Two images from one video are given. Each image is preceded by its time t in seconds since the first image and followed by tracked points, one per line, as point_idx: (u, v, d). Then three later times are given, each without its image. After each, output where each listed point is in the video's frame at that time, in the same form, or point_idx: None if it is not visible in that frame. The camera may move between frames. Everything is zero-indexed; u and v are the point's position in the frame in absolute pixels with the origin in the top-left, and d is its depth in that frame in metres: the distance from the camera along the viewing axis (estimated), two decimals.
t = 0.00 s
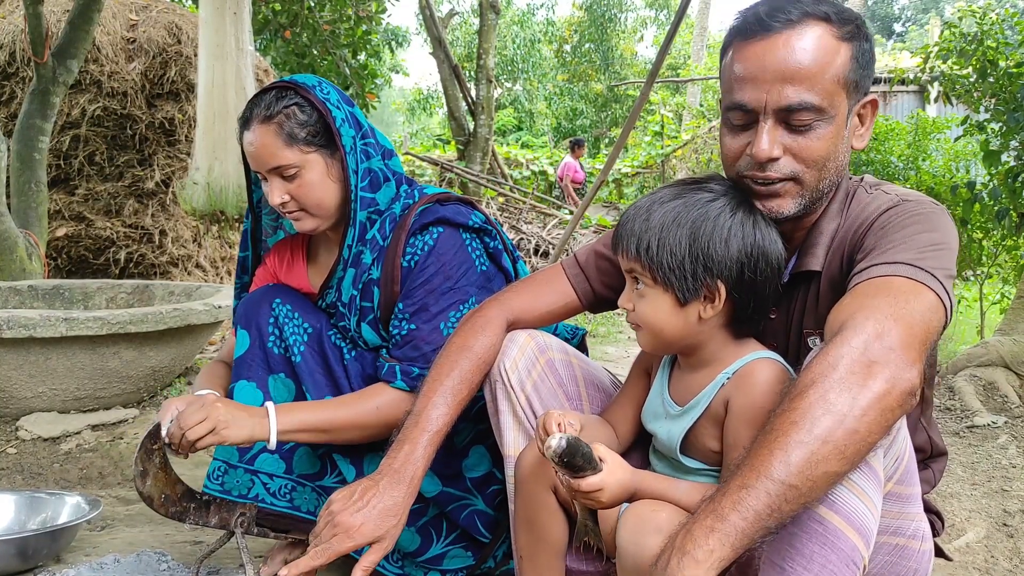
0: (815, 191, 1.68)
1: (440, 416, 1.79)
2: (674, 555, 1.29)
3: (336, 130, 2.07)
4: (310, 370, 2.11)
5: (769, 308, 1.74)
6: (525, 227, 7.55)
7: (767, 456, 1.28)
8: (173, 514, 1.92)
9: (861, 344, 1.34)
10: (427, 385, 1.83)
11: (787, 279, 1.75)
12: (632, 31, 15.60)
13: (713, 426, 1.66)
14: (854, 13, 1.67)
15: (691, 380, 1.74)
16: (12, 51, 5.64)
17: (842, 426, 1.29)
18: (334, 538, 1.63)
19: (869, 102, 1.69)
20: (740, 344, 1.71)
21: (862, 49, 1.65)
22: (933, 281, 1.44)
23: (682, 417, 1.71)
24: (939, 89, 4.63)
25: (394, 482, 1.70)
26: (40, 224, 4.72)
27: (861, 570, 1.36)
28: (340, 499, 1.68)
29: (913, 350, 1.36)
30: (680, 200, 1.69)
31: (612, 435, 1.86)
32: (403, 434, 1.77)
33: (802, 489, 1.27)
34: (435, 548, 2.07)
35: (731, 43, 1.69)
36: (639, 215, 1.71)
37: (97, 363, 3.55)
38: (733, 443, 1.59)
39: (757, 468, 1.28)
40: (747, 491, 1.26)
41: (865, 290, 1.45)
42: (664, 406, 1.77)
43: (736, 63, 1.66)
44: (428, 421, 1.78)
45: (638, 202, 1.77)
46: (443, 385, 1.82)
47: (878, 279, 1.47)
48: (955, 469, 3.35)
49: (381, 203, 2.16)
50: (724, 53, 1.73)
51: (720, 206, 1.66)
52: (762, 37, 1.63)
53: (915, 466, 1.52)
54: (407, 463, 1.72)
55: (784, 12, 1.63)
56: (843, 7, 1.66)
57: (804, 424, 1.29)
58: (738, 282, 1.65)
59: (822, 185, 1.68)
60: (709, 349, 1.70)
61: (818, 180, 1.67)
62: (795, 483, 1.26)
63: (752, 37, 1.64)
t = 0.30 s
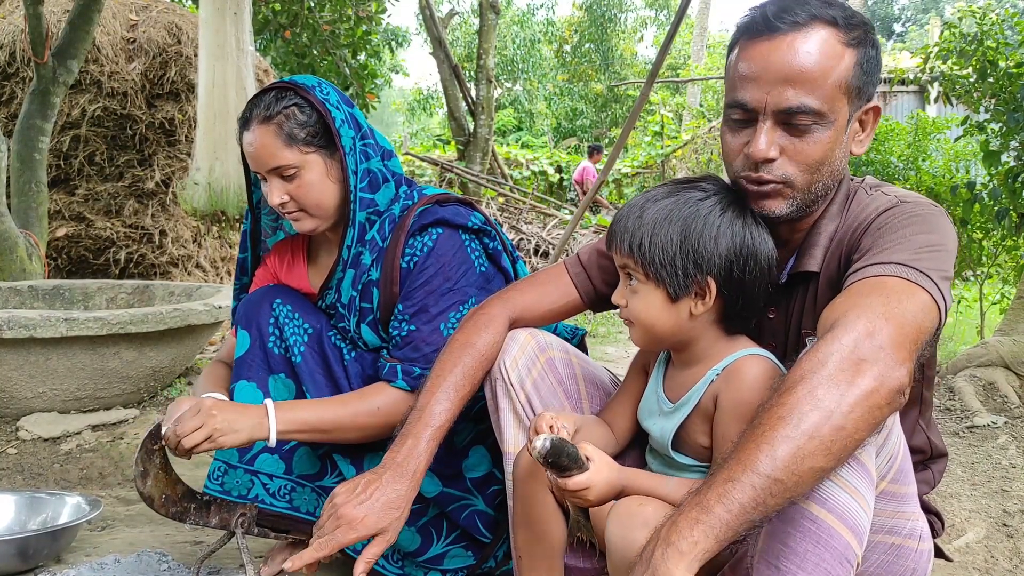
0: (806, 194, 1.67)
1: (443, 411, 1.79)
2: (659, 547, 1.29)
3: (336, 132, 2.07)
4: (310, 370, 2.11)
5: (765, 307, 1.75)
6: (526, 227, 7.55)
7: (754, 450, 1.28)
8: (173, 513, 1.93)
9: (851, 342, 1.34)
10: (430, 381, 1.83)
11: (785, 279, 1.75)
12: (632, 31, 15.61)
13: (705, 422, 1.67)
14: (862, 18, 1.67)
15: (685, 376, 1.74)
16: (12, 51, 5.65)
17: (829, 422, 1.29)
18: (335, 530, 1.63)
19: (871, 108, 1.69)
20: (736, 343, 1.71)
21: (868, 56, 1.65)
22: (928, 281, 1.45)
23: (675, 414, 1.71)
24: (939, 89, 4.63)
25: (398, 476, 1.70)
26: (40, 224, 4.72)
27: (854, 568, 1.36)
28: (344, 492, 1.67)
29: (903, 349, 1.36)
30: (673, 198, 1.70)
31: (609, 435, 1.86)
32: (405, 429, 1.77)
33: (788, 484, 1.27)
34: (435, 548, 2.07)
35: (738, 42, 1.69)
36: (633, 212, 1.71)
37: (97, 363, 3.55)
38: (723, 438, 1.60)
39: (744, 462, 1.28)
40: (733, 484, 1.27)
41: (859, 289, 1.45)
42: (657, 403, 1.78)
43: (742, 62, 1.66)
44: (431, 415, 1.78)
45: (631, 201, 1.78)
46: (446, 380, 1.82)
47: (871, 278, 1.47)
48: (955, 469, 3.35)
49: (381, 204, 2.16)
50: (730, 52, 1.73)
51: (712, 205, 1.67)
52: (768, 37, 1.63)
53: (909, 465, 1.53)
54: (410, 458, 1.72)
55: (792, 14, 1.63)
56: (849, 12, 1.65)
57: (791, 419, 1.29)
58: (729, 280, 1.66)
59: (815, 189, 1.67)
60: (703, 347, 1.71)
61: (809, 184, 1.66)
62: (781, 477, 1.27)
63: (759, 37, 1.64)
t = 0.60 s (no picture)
0: (817, 189, 1.67)
1: (441, 408, 1.79)
2: (657, 547, 1.29)
3: (337, 131, 2.08)
4: (312, 371, 2.11)
5: (766, 308, 1.75)
6: (526, 227, 7.55)
7: (752, 449, 1.28)
8: (174, 514, 1.93)
9: (848, 341, 1.34)
10: (427, 380, 1.84)
11: (785, 279, 1.75)
12: (632, 31, 15.63)
13: (707, 422, 1.67)
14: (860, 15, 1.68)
15: (688, 377, 1.74)
16: (12, 51, 5.65)
17: (827, 421, 1.29)
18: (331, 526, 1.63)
19: (868, 106, 1.70)
20: (735, 344, 1.71)
21: (869, 53, 1.66)
22: (923, 280, 1.45)
23: (678, 415, 1.71)
24: (939, 89, 4.63)
25: (394, 472, 1.70)
26: (40, 224, 4.72)
27: (852, 568, 1.36)
28: (339, 488, 1.69)
29: (901, 348, 1.36)
30: (681, 196, 1.71)
31: (610, 435, 1.85)
32: (404, 426, 1.78)
33: (786, 483, 1.27)
34: (436, 547, 2.07)
35: (739, 41, 1.68)
36: (641, 209, 1.72)
37: (97, 364, 3.55)
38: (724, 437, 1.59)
39: (742, 461, 1.28)
40: (731, 484, 1.27)
41: (856, 289, 1.45)
42: (661, 404, 1.78)
43: (746, 60, 1.65)
44: (428, 413, 1.78)
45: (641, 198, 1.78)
46: (444, 378, 1.83)
47: (868, 278, 1.47)
48: (955, 469, 3.35)
49: (381, 204, 2.16)
50: (729, 53, 1.72)
51: (719, 204, 1.67)
52: (775, 33, 1.62)
53: (907, 464, 1.53)
54: (406, 454, 1.72)
55: (797, 10, 1.63)
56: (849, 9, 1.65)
57: (788, 419, 1.29)
58: (734, 279, 1.66)
59: (824, 184, 1.68)
60: (704, 348, 1.72)
61: (821, 178, 1.67)
62: (779, 477, 1.27)
63: (765, 33, 1.63)
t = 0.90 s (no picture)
0: (817, 185, 1.67)
1: (441, 413, 1.79)
2: (656, 547, 1.29)
3: (341, 127, 2.08)
4: (313, 369, 2.11)
5: (764, 307, 1.75)
6: (526, 227, 7.55)
7: (750, 450, 1.28)
8: (173, 513, 1.93)
9: (846, 341, 1.34)
10: (427, 384, 1.84)
11: (782, 277, 1.75)
12: (632, 31, 15.64)
13: (705, 423, 1.67)
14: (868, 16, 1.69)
15: (687, 378, 1.74)
16: (12, 51, 5.65)
17: (825, 421, 1.29)
18: (335, 532, 1.64)
19: (870, 109, 1.70)
20: (734, 343, 1.71)
21: (876, 55, 1.67)
22: (921, 280, 1.45)
23: (676, 416, 1.71)
24: (939, 89, 4.63)
25: (397, 479, 1.70)
26: (40, 224, 4.72)
27: (850, 567, 1.36)
28: (343, 498, 1.68)
29: (898, 348, 1.36)
30: (677, 198, 1.71)
31: (609, 435, 1.85)
32: (404, 432, 1.77)
33: (785, 484, 1.27)
34: (436, 545, 2.07)
35: (750, 32, 1.68)
36: (638, 212, 1.72)
37: (97, 363, 3.55)
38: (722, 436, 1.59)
39: (740, 462, 1.28)
40: (729, 484, 1.27)
41: (853, 288, 1.45)
42: (659, 405, 1.78)
43: (755, 52, 1.65)
44: (430, 417, 1.78)
45: (635, 201, 1.78)
46: (444, 382, 1.82)
47: (865, 278, 1.47)
48: (954, 469, 3.35)
49: (383, 200, 2.16)
50: (737, 46, 1.73)
51: (717, 205, 1.67)
52: (785, 26, 1.62)
53: (906, 463, 1.53)
54: (410, 460, 1.72)
55: (809, 4, 1.63)
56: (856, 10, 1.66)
57: (787, 419, 1.29)
58: (734, 279, 1.66)
59: (824, 181, 1.67)
60: (703, 349, 1.72)
61: (822, 174, 1.66)
62: (777, 477, 1.27)
63: (775, 26, 1.63)
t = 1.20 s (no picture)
0: (805, 190, 1.67)
1: (446, 408, 1.79)
2: (661, 542, 1.29)
3: (329, 130, 2.07)
4: (311, 369, 2.11)
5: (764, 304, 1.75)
6: (525, 227, 7.54)
7: (757, 447, 1.28)
8: (173, 513, 1.94)
9: (855, 339, 1.34)
10: (432, 378, 1.84)
11: (783, 276, 1.76)
12: (631, 31, 15.64)
13: (708, 422, 1.67)
14: (877, 21, 1.66)
15: (689, 378, 1.74)
16: (12, 50, 5.65)
17: (833, 419, 1.29)
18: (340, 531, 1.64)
19: (878, 114, 1.67)
20: (739, 343, 1.71)
21: (880, 60, 1.64)
22: (929, 281, 1.45)
23: (678, 415, 1.71)
24: (939, 89, 4.63)
25: (401, 473, 1.70)
26: (39, 224, 4.72)
27: (854, 568, 1.35)
28: (348, 492, 1.69)
29: (906, 348, 1.36)
30: (673, 197, 1.71)
31: (609, 438, 1.85)
32: (409, 426, 1.77)
33: (791, 481, 1.27)
34: (436, 546, 2.07)
35: (758, 32, 1.69)
36: (635, 214, 1.71)
37: (96, 363, 3.55)
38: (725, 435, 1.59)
39: (747, 458, 1.28)
40: (736, 480, 1.27)
41: (861, 288, 1.45)
42: (660, 405, 1.77)
43: (755, 53, 1.66)
44: (434, 412, 1.78)
45: (629, 203, 1.78)
46: (449, 377, 1.82)
47: (874, 278, 1.47)
48: (954, 469, 3.35)
49: (377, 202, 2.15)
50: (749, 43, 1.73)
51: (714, 203, 1.68)
52: (783, 31, 1.63)
53: (909, 464, 1.53)
54: (413, 454, 1.72)
55: (809, 9, 1.62)
56: (864, 13, 1.64)
57: (794, 417, 1.29)
58: (735, 276, 1.66)
59: (814, 187, 1.67)
60: (706, 349, 1.71)
61: (810, 180, 1.66)
62: (784, 474, 1.27)
63: (774, 30, 1.64)
